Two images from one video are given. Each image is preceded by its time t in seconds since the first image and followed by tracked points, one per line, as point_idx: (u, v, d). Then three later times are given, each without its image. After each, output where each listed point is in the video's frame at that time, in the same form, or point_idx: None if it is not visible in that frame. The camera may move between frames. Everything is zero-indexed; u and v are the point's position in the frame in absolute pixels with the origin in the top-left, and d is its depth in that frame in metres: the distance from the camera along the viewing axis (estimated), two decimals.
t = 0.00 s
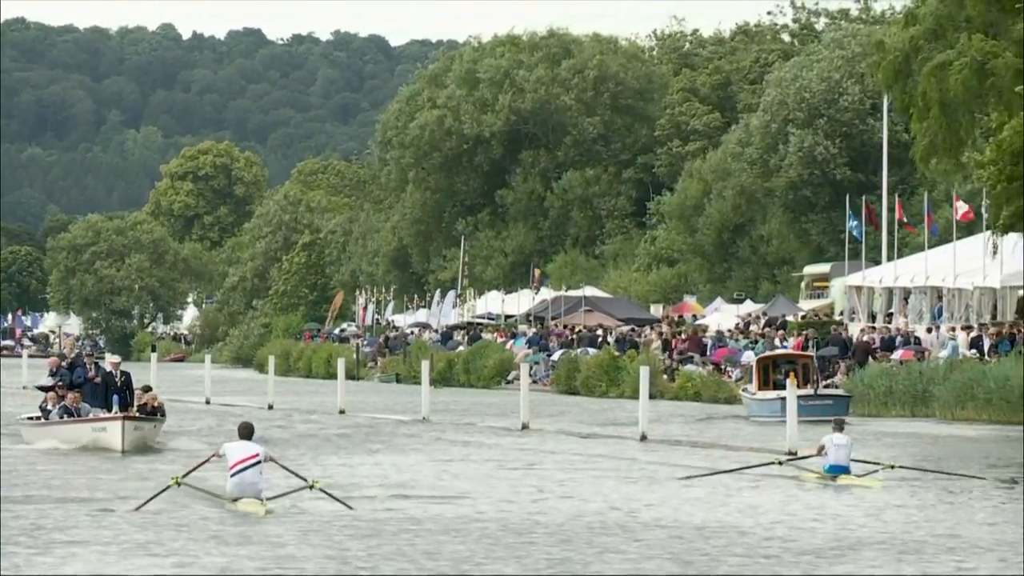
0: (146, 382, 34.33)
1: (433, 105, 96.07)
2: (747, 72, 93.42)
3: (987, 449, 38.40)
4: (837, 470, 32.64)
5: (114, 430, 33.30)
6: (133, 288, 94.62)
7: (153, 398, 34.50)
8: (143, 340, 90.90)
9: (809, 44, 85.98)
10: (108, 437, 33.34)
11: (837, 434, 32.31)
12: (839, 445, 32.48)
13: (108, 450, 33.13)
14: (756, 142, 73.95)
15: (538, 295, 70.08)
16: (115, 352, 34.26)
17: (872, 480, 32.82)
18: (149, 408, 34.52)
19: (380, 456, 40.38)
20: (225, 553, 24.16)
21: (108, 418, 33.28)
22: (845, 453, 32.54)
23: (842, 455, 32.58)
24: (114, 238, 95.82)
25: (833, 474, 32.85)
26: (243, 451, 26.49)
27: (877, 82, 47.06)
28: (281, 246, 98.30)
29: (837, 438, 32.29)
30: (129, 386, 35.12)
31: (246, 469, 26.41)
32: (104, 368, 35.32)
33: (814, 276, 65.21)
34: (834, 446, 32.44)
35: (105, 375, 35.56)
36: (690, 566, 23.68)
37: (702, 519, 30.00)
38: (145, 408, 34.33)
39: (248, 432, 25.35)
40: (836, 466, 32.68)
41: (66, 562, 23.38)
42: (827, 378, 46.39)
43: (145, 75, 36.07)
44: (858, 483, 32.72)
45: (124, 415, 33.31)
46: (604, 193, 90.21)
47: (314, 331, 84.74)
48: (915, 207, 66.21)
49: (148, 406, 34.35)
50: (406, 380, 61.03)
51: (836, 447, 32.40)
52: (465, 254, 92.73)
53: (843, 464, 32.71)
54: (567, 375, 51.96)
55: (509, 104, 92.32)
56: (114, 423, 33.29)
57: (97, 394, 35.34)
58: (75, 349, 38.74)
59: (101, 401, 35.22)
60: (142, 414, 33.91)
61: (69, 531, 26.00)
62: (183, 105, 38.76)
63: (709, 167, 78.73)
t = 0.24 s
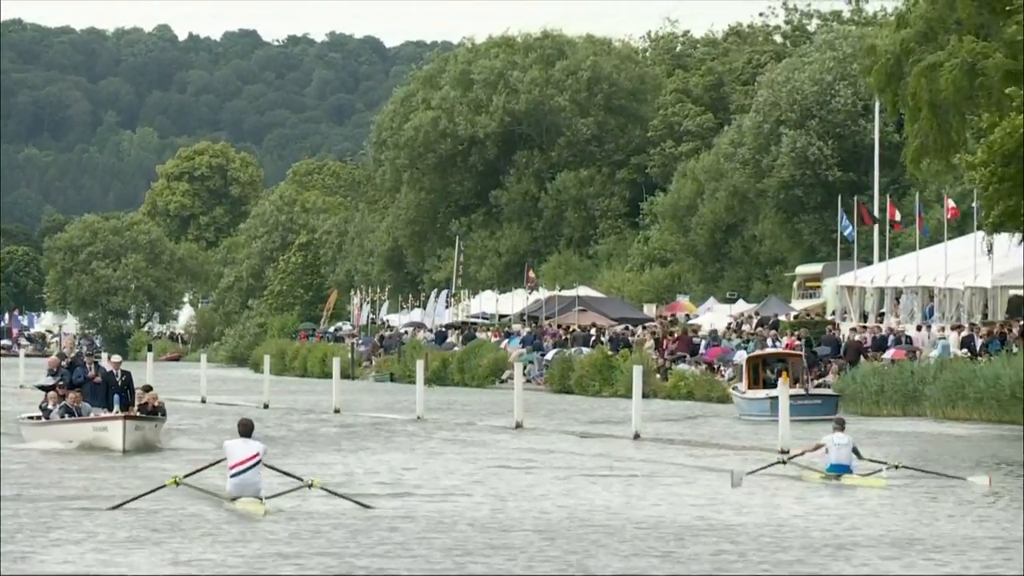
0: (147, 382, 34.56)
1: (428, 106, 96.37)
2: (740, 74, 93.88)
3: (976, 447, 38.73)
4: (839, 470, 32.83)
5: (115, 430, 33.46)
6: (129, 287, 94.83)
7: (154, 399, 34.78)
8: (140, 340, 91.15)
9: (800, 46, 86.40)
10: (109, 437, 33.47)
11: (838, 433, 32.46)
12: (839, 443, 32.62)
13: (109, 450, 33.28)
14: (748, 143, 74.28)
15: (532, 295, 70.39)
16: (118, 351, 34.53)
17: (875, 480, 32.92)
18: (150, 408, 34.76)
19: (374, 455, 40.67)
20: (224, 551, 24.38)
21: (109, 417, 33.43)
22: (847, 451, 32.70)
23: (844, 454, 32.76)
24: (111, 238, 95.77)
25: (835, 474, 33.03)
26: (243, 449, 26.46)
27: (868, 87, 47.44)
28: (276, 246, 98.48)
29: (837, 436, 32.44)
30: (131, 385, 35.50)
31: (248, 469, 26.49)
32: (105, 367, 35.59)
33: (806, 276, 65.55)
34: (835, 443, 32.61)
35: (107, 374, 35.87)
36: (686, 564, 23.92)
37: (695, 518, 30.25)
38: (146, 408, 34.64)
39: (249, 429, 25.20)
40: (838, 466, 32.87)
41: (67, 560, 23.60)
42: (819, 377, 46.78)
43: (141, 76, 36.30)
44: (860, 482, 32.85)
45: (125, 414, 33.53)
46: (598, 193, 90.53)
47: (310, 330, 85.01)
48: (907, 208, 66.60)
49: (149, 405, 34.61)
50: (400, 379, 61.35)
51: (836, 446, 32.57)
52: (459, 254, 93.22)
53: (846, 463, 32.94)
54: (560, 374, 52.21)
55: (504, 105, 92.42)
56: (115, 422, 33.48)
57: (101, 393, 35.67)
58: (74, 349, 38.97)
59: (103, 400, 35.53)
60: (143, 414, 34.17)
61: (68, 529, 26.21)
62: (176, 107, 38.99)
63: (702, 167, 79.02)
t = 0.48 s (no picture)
0: (147, 382, 34.77)
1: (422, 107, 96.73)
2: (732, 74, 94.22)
3: (967, 446, 39.03)
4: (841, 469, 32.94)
5: (116, 430, 33.69)
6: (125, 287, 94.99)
7: (154, 399, 35.00)
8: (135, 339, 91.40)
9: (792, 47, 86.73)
10: (110, 437, 33.67)
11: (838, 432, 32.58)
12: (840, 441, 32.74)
13: (111, 449, 33.47)
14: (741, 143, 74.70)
15: (526, 294, 70.71)
16: (118, 351, 34.78)
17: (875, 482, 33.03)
18: (150, 408, 34.93)
19: (370, 453, 40.94)
20: (225, 549, 24.60)
21: (111, 418, 33.67)
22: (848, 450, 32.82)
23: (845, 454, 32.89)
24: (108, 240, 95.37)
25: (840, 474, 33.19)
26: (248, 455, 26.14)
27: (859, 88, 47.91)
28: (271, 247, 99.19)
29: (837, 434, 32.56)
30: (131, 385, 35.81)
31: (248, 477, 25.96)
32: (106, 367, 35.84)
33: (798, 276, 65.87)
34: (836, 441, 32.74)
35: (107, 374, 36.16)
36: (686, 562, 24.11)
37: (692, 517, 30.43)
38: (146, 407, 34.83)
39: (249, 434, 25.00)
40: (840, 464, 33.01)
41: (71, 557, 23.75)
42: (810, 376, 47.14)
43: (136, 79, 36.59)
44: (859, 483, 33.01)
45: (127, 414, 33.77)
46: (593, 194, 90.89)
47: (305, 330, 85.26)
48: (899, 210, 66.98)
49: (150, 405, 34.85)
50: (395, 378, 61.69)
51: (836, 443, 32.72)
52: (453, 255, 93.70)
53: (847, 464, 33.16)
54: (555, 373, 52.55)
55: (498, 106, 92.67)
56: (116, 422, 33.71)
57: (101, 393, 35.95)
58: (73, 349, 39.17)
59: (103, 400, 35.79)
60: (143, 413, 34.42)
61: (70, 528, 26.37)
62: (174, 109, 39.25)
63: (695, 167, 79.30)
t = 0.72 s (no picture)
0: (148, 381, 34.83)
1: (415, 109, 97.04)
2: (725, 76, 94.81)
3: (961, 445, 39.31)
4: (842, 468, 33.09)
5: (116, 428, 33.67)
6: (120, 287, 95.30)
7: (154, 398, 35.04)
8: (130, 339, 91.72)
9: (785, 48, 87.13)
10: (111, 436, 33.68)
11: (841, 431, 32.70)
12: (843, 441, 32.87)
13: (112, 449, 33.48)
14: (733, 143, 75.15)
15: (520, 293, 71.09)
16: (118, 351, 34.82)
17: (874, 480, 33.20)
18: (150, 407, 35.06)
19: (366, 452, 41.13)
20: (224, 542, 24.72)
21: (111, 417, 33.60)
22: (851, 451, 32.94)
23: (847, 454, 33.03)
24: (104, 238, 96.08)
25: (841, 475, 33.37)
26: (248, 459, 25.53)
27: (850, 90, 48.32)
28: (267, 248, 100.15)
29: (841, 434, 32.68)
30: (132, 385, 35.86)
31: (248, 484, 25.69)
32: (106, 366, 35.88)
33: (789, 275, 66.22)
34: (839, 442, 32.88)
35: (107, 374, 36.20)
36: (686, 558, 24.28)
37: (688, 514, 30.62)
38: (146, 406, 34.80)
39: (247, 437, 24.46)
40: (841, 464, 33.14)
41: (74, 553, 23.90)
42: (802, 376, 47.45)
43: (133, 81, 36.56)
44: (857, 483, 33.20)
45: (128, 413, 33.74)
46: (585, 195, 91.31)
47: (299, 329, 85.66)
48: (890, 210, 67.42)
49: (150, 404, 34.87)
50: (388, 377, 62.05)
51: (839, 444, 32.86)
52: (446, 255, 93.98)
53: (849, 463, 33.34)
54: (547, 372, 52.87)
55: (491, 108, 93.08)
56: (117, 422, 33.67)
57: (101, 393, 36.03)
58: (73, 348, 39.32)
59: (104, 400, 35.84)
60: (144, 413, 34.45)
61: (70, 525, 26.53)
62: (169, 111, 39.23)
63: (688, 166, 79.64)
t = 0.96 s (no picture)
0: (148, 381, 34.92)
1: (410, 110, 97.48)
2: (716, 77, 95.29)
3: (950, 443, 39.72)
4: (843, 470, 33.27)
5: (118, 428, 33.73)
6: (116, 287, 95.69)
7: (155, 396, 35.08)
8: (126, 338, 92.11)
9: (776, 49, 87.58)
10: (113, 435, 33.73)
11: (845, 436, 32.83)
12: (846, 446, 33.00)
13: (113, 448, 33.57)
14: (724, 144, 75.64)
15: (514, 292, 71.53)
16: (119, 351, 34.82)
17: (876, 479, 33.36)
18: (151, 407, 35.22)
19: (362, 450, 41.46)
20: (224, 539, 25.01)
21: (113, 417, 33.65)
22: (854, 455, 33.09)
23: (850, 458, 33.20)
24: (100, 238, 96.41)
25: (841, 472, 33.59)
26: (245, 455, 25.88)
27: (839, 92, 48.91)
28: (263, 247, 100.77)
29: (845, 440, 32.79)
30: (133, 384, 35.68)
31: (251, 476, 25.98)
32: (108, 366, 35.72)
33: (781, 275, 66.65)
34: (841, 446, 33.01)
35: (110, 372, 36.02)
36: (682, 556, 24.56)
37: (683, 512, 30.89)
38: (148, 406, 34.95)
39: (247, 435, 25.11)
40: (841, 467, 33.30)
41: (76, 551, 24.19)
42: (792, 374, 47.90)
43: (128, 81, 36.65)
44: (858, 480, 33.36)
45: (129, 412, 33.77)
46: (578, 195, 91.77)
47: (295, 328, 86.12)
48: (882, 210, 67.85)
49: (151, 403, 34.85)
50: (382, 376, 62.47)
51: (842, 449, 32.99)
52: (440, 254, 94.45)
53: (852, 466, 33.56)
54: (541, 370, 53.28)
55: (485, 108, 93.58)
56: (118, 421, 33.71)
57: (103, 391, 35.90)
58: (74, 346, 39.45)
59: (106, 399, 35.73)
60: (146, 411, 34.48)
61: (70, 523, 26.77)
62: (164, 111, 39.35)
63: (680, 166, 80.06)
